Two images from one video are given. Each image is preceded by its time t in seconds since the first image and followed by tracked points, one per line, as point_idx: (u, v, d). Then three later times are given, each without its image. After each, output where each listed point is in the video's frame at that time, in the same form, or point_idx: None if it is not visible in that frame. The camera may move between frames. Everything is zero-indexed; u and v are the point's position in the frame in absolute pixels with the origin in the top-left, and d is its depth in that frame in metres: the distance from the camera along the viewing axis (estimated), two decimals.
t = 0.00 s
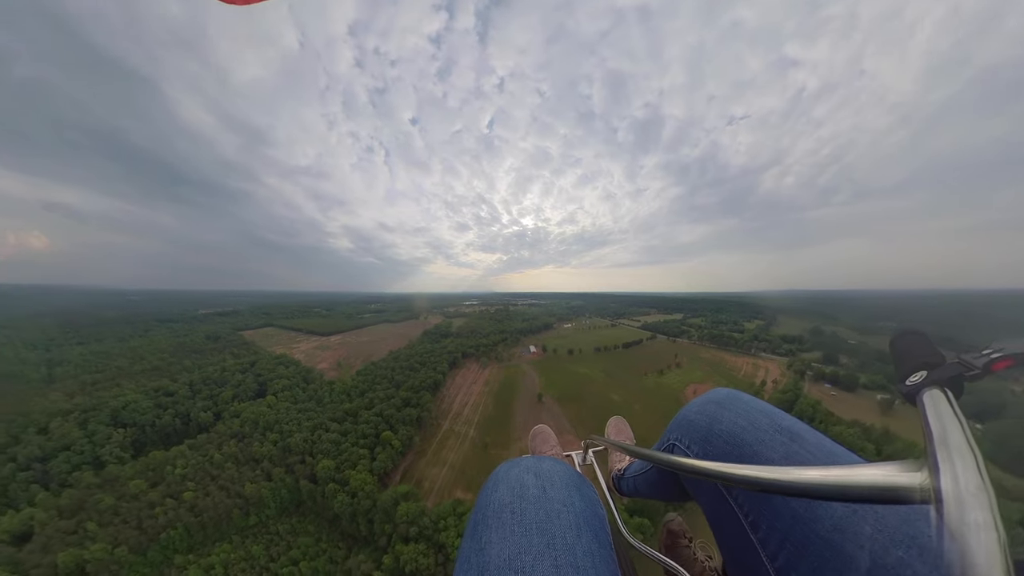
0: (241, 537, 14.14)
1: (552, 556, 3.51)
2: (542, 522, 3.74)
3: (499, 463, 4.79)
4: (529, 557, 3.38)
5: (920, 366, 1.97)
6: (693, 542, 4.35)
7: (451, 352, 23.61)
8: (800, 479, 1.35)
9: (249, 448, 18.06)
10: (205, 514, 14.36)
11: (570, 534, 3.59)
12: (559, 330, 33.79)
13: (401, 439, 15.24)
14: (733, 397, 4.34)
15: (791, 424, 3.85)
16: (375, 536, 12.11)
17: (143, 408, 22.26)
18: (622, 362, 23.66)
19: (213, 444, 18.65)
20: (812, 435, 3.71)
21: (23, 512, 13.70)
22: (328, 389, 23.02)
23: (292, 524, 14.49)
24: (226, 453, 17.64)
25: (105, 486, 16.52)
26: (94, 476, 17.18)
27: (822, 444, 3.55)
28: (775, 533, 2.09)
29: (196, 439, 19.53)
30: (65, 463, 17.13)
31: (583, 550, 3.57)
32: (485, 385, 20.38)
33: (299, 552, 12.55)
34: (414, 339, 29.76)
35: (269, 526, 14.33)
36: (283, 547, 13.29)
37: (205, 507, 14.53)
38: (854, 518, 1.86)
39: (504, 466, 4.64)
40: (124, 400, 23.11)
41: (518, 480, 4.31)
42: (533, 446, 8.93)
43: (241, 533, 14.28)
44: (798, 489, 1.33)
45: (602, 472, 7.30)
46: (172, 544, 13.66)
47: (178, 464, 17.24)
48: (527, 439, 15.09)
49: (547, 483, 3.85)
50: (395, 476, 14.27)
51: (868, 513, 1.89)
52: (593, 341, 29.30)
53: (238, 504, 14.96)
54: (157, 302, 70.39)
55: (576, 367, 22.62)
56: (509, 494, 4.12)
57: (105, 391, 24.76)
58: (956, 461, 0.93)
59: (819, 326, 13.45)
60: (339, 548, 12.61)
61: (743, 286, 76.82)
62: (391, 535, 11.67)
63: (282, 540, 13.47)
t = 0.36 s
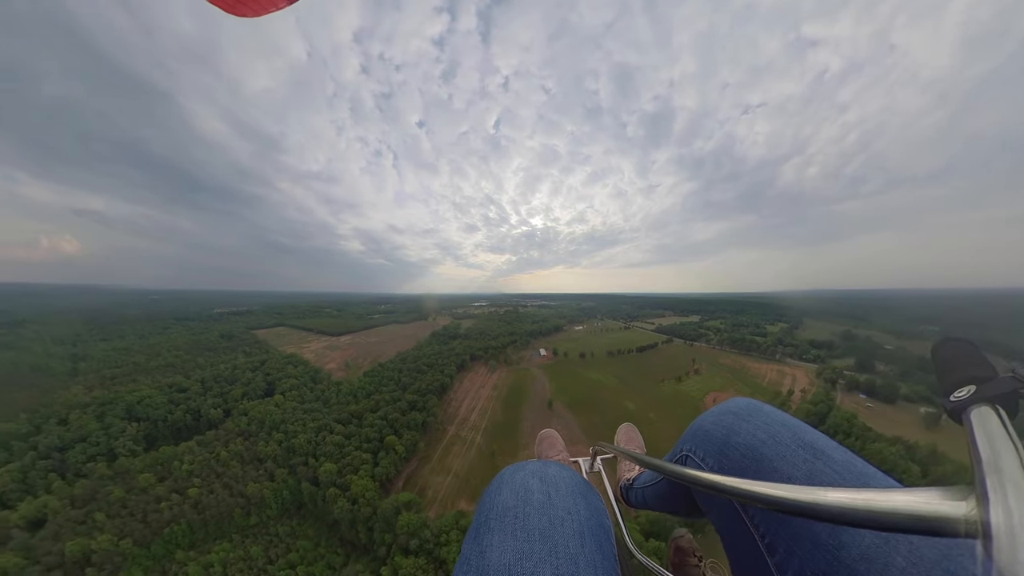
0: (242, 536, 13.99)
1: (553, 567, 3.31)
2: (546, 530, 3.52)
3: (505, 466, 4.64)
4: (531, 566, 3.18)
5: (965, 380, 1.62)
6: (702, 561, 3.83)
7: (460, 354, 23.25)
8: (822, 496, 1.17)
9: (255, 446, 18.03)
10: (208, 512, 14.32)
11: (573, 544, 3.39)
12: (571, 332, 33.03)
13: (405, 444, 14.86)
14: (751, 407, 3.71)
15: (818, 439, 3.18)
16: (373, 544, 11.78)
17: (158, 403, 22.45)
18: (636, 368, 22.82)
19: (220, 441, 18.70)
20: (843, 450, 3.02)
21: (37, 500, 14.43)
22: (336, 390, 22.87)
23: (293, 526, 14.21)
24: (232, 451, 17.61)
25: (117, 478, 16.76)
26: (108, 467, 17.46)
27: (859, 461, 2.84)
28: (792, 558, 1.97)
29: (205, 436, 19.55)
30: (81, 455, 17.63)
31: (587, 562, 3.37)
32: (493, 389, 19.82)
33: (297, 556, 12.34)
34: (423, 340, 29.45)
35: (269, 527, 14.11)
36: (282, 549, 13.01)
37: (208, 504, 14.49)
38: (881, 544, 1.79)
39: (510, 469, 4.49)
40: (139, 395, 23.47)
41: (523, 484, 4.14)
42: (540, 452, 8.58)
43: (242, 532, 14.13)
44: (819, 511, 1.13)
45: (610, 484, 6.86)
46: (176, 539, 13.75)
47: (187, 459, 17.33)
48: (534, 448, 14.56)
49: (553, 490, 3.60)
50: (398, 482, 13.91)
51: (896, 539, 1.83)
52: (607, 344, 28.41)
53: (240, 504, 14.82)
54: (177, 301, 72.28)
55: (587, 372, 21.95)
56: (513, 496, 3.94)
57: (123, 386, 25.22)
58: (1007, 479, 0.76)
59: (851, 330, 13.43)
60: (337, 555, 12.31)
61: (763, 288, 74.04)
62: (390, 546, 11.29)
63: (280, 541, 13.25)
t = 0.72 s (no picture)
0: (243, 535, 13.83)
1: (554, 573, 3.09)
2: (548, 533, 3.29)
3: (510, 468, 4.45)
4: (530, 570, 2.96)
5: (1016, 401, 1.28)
6: None
7: (468, 356, 22.76)
8: (847, 521, 1.18)
9: (259, 445, 17.87)
10: (211, 509, 14.22)
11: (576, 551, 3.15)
12: (582, 335, 32.21)
13: (409, 450, 14.46)
14: (769, 418, 3.39)
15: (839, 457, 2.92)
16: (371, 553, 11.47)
17: (171, 398, 22.66)
18: (649, 373, 21.97)
19: (227, 438, 18.67)
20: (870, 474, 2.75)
21: (51, 489, 14.79)
22: (342, 390, 22.65)
23: (292, 528, 13.97)
24: (237, 449, 17.51)
25: (126, 470, 16.86)
26: (118, 459, 17.60)
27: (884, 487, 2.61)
28: None
29: (213, 432, 19.53)
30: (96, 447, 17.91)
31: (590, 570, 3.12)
32: (501, 393, 19.30)
33: (295, 559, 12.07)
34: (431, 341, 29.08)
35: (269, 528, 13.87)
36: (281, 551, 12.76)
37: (210, 501, 14.39)
38: None
39: (516, 471, 4.28)
40: (152, 390, 23.74)
41: (527, 485, 3.93)
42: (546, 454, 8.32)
43: (243, 531, 13.96)
44: (841, 534, 1.14)
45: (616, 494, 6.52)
46: (177, 534, 13.67)
47: (193, 456, 17.27)
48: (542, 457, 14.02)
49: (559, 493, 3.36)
50: (400, 489, 13.55)
51: None
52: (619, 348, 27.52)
53: (241, 502, 14.65)
54: (194, 300, 73.67)
55: (598, 377, 21.24)
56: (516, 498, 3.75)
57: (139, 381, 25.64)
58: None
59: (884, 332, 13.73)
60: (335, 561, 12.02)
61: (783, 292, 71.23)
62: (389, 556, 10.94)
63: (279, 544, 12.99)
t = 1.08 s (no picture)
0: (243, 534, 13.68)
1: None
2: (551, 538, 2.99)
3: (513, 469, 4.16)
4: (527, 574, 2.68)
5: None
6: None
7: (476, 359, 22.28)
8: (864, 540, 1.04)
9: (263, 443, 17.72)
10: (213, 506, 14.13)
11: (579, 558, 2.85)
12: (594, 338, 31.38)
13: (412, 455, 14.08)
14: (788, 427, 2.89)
15: (871, 473, 2.41)
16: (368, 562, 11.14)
17: (184, 394, 22.76)
18: (665, 379, 21.08)
19: (234, 436, 18.62)
20: (910, 493, 2.24)
21: (65, 478, 15.10)
22: (348, 390, 22.44)
23: (292, 529, 13.65)
24: (241, 447, 17.40)
25: (135, 463, 17.01)
26: (129, 451, 17.82)
27: (926, 513, 2.12)
28: None
29: (221, 428, 19.56)
30: (111, 438, 18.26)
31: None
32: (509, 398, 18.76)
33: (292, 562, 11.82)
34: (439, 342, 28.69)
35: (268, 528, 13.61)
36: (278, 552, 12.52)
37: (213, 499, 14.32)
38: None
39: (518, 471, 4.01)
40: (164, 386, 23.98)
41: (530, 486, 3.62)
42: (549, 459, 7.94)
43: (243, 530, 13.82)
44: (851, 552, 1.00)
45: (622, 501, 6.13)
46: (179, 528, 13.62)
47: (199, 452, 17.23)
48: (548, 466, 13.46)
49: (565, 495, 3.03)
50: (401, 496, 13.18)
51: None
52: (633, 353, 26.59)
53: (242, 501, 14.50)
54: (213, 300, 75.45)
55: (611, 383, 20.49)
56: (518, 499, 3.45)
57: (155, 375, 26.16)
58: None
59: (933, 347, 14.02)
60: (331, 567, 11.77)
61: (806, 295, 68.24)
62: (385, 568, 10.61)
63: (276, 545, 12.75)
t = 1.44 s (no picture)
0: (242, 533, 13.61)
1: None
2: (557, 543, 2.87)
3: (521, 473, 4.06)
4: None
5: None
6: None
7: (485, 362, 21.78)
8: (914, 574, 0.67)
9: (268, 442, 17.68)
10: (216, 502, 14.15)
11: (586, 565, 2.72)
12: (608, 342, 30.41)
13: (414, 462, 13.70)
14: (817, 436, 2.50)
15: (913, 491, 2.04)
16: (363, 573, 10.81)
17: (197, 390, 23.06)
18: (683, 388, 20.07)
19: (241, 433, 18.70)
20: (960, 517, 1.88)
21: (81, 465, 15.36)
22: (356, 391, 22.26)
23: (290, 531, 13.42)
24: (247, 445, 17.38)
25: (147, 455, 17.28)
26: (143, 444, 18.16)
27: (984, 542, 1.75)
28: None
29: (230, 425, 19.69)
30: (128, 430, 18.56)
31: None
32: (518, 403, 18.23)
33: (288, 565, 11.63)
34: (448, 343, 28.30)
35: (268, 528, 13.48)
36: (276, 553, 12.34)
37: (217, 495, 14.33)
38: None
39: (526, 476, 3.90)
40: (178, 381, 24.35)
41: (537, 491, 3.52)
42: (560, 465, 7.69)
43: (244, 528, 13.76)
44: None
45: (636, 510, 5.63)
46: (182, 522, 13.76)
47: (207, 447, 17.34)
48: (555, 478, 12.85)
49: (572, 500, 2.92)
50: (402, 504, 12.81)
51: None
52: (650, 359, 25.54)
53: (245, 499, 14.46)
54: (232, 300, 77.10)
55: (626, 390, 19.68)
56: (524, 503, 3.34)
57: (174, 370, 26.63)
58: None
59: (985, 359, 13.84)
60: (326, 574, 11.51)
61: (834, 299, 64.92)
62: None
63: (274, 545, 12.60)
